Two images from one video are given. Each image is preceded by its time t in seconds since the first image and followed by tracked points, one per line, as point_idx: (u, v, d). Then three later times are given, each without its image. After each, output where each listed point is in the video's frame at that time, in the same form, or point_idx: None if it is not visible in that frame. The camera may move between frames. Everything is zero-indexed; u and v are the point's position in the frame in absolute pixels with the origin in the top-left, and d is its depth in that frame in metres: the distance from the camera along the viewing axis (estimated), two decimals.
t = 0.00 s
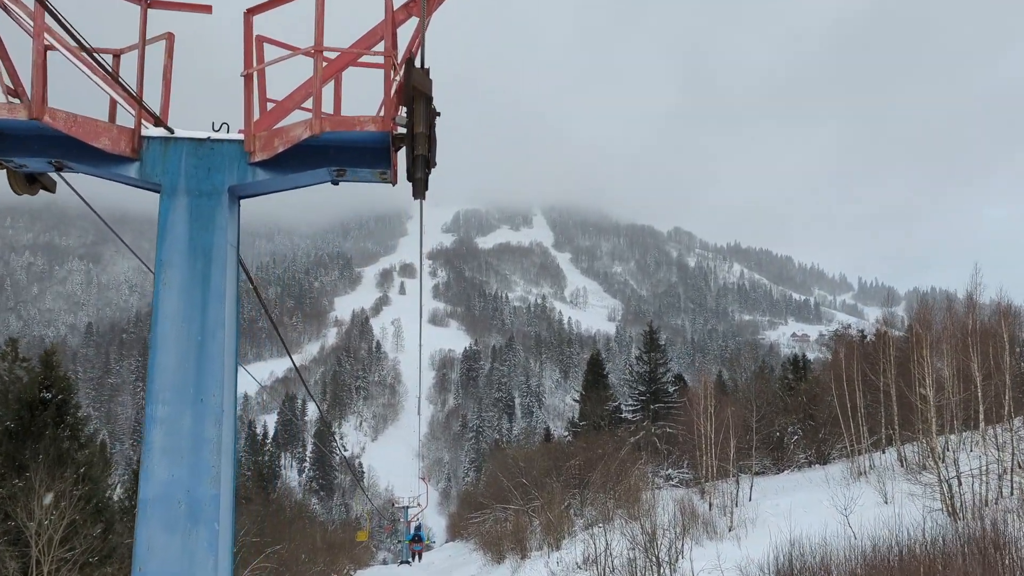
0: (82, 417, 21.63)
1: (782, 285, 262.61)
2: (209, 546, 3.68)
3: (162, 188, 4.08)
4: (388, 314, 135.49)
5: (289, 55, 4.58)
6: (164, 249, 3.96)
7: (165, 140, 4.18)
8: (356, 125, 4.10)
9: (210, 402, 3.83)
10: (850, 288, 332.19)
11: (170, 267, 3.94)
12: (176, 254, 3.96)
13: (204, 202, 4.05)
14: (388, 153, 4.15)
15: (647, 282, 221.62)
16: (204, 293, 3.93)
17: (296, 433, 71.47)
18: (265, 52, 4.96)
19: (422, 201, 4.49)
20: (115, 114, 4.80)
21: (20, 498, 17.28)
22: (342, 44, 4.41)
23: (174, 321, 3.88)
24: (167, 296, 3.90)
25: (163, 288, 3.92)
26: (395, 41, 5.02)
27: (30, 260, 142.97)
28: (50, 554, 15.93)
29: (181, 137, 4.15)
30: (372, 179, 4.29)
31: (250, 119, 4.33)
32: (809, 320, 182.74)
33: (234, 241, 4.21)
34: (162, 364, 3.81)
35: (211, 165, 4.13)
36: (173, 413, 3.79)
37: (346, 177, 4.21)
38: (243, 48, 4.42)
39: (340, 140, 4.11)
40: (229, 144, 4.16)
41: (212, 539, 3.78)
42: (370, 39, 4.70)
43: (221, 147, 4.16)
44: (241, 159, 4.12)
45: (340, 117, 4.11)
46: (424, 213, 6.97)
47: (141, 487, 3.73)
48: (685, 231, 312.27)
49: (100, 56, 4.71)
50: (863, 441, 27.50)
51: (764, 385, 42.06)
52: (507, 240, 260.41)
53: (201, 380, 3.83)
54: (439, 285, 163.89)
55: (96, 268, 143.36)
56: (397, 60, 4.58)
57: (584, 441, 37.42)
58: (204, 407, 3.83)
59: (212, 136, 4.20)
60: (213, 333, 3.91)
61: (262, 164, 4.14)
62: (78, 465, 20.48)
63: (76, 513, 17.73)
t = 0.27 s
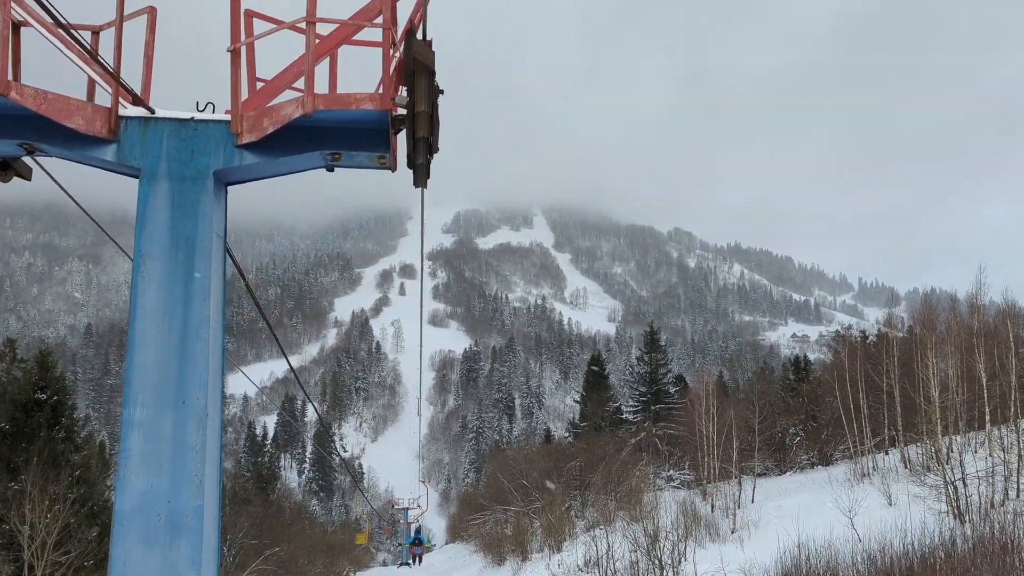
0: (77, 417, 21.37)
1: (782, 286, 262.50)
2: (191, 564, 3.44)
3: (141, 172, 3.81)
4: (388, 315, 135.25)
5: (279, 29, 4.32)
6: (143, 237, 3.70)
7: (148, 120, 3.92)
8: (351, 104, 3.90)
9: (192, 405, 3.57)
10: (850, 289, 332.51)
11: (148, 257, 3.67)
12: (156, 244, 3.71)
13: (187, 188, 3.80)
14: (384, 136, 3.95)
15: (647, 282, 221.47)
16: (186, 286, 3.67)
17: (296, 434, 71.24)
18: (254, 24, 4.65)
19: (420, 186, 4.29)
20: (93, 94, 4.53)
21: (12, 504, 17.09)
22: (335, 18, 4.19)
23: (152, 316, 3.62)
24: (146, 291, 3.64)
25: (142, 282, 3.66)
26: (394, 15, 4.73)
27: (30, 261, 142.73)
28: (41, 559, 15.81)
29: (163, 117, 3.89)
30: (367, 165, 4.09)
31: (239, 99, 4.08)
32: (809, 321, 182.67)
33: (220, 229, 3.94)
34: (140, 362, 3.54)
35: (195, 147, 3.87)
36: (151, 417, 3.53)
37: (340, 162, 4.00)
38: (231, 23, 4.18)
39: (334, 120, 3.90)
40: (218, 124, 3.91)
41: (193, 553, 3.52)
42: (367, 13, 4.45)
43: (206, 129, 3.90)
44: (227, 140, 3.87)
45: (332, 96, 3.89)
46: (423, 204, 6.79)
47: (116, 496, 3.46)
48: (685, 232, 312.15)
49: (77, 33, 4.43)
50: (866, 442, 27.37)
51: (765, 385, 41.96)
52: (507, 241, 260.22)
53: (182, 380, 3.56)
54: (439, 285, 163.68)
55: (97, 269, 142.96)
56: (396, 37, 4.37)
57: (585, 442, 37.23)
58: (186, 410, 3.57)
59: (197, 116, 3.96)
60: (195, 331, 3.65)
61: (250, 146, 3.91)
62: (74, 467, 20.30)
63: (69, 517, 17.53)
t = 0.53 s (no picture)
0: (73, 421, 21.16)
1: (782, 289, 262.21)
2: None
3: (117, 154, 3.53)
4: (388, 318, 135.00)
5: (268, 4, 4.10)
6: (120, 227, 3.41)
7: (126, 98, 3.65)
8: (349, 79, 3.70)
9: (172, 410, 3.28)
10: (850, 291, 331.95)
11: (125, 249, 3.39)
12: (134, 233, 3.42)
13: (168, 172, 3.52)
14: (385, 116, 3.74)
15: (647, 285, 221.21)
16: (166, 279, 3.39)
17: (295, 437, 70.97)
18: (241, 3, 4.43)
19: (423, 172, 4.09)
20: (70, 75, 4.28)
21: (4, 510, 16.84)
22: None
23: (129, 314, 3.33)
24: (122, 287, 3.34)
25: (117, 276, 3.37)
26: None
27: (29, 264, 142.48)
28: (30, 564, 15.62)
29: (140, 95, 3.62)
30: (366, 148, 3.88)
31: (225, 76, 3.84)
32: (809, 324, 182.44)
33: (204, 219, 3.66)
34: (116, 362, 3.26)
35: (177, 129, 3.61)
36: (127, 423, 3.24)
37: (337, 145, 3.78)
38: None
39: (331, 97, 3.69)
40: (202, 103, 3.66)
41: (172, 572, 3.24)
42: None
43: (189, 108, 3.64)
44: (212, 120, 3.62)
45: (329, 69, 3.70)
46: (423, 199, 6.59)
47: (88, 510, 3.17)
48: (684, 235, 312.19)
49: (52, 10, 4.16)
50: (869, 446, 27.17)
51: (766, 388, 41.75)
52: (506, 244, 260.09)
53: (161, 384, 3.28)
54: (439, 288, 163.60)
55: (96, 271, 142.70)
56: (392, 14, 4.16)
57: (586, 445, 37.01)
58: (166, 416, 3.28)
59: (179, 94, 3.69)
60: (177, 328, 3.36)
61: (238, 127, 3.65)
62: (71, 471, 20.12)
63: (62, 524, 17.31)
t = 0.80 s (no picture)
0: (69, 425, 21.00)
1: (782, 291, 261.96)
2: None
3: (87, 131, 3.27)
4: (388, 321, 134.74)
5: None
6: (90, 211, 3.15)
7: (95, 70, 3.38)
8: (343, 51, 3.43)
9: (146, 414, 3.01)
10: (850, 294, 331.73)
11: (95, 236, 3.12)
12: (104, 218, 3.15)
13: (144, 151, 3.27)
14: (382, 94, 3.57)
15: (647, 287, 220.99)
16: (140, 270, 3.12)
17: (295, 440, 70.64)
18: None
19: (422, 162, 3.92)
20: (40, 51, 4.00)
21: None
22: None
23: (100, 309, 3.07)
24: (92, 276, 3.09)
25: (87, 266, 3.11)
26: None
27: (28, 266, 142.29)
28: (18, 568, 15.47)
29: (114, 69, 3.37)
30: (364, 129, 3.70)
31: (206, 47, 3.60)
32: (809, 326, 182.23)
33: (185, 203, 3.44)
34: (83, 363, 2.99)
35: (153, 104, 3.37)
36: (97, 430, 2.99)
37: (329, 125, 3.60)
38: None
39: (323, 71, 3.48)
40: (181, 76, 3.41)
41: None
42: None
43: (165, 83, 3.39)
44: (194, 98, 3.39)
45: (320, 38, 3.43)
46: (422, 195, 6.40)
47: (51, 526, 2.89)
48: (684, 237, 312.17)
49: None
50: (873, 448, 26.95)
51: (768, 390, 41.54)
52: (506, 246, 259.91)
53: (135, 385, 3.02)
54: (439, 291, 163.36)
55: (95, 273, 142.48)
56: None
57: (587, 448, 36.74)
58: (140, 420, 3.02)
59: (156, 67, 3.44)
60: (152, 324, 3.09)
61: (221, 104, 3.45)
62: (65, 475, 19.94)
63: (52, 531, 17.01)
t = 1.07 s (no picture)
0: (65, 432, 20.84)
1: (783, 295, 261.59)
2: None
3: (53, 108, 3.06)
4: (388, 325, 134.48)
5: None
6: (52, 196, 2.92)
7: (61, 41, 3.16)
8: (336, 15, 3.15)
9: (115, 422, 2.81)
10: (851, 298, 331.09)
11: (59, 224, 2.91)
12: (69, 202, 2.93)
13: (113, 129, 3.06)
14: (377, 66, 3.44)
15: (648, 291, 220.71)
16: (109, 262, 2.91)
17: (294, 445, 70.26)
18: None
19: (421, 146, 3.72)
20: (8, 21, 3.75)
21: None
22: None
23: (64, 304, 2.85)
24: (55, 267, 2.87)
25: (49, 256, 2.88)
26: None
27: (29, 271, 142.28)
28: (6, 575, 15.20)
29: (81, 38, 3.17)
30: (359, 106, 3.64)
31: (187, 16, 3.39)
32: (810, 331, 181.84)
33: (163, 184, 3.26)
34: (45, 367, 2.78)
35: (125, 78, 3.16)
36: (58, 439, 2.76)
37: (322, 101, 3.53)
38: None
39: (314, 41, 3.32)
40: (157, 48, 3.22)
41: None
42: None
43: (139, 54, 3.20)
44: (170, 69, 3.20)
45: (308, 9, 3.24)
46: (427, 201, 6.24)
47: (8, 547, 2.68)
48: (685, 241, 312.16)
49: None
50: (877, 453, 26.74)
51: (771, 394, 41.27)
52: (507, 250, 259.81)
53: (102, 390, 2.80)
54: (439, 295, 163.16)
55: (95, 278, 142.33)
56: None
57: (588, 453, 36.52)
58: (107, 429, 2.80)
59: (129, 36, 3.22)
60: (123, 323, 2.88)
61: (199, 76, 3.26)
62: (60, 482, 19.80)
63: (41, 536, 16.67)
